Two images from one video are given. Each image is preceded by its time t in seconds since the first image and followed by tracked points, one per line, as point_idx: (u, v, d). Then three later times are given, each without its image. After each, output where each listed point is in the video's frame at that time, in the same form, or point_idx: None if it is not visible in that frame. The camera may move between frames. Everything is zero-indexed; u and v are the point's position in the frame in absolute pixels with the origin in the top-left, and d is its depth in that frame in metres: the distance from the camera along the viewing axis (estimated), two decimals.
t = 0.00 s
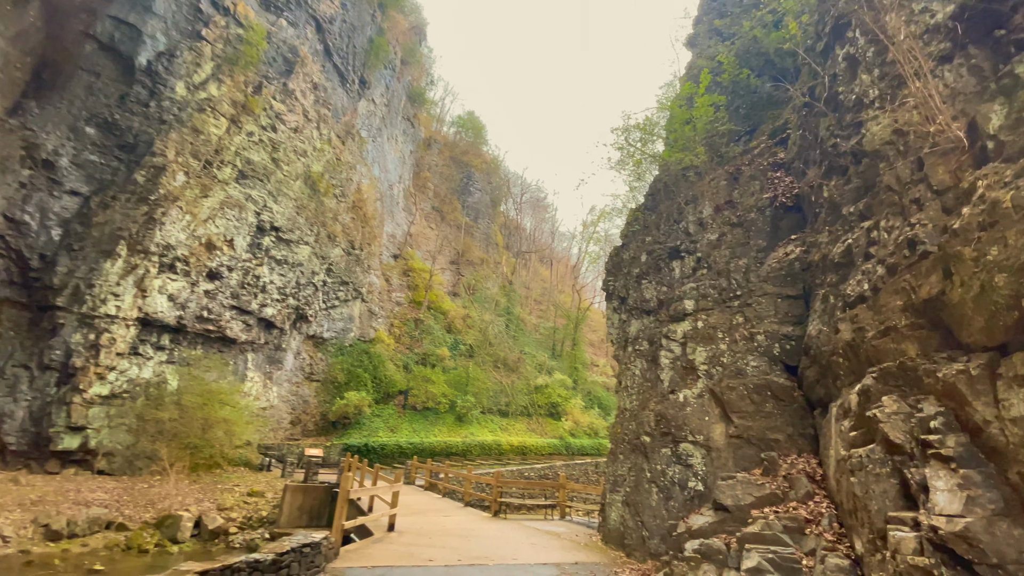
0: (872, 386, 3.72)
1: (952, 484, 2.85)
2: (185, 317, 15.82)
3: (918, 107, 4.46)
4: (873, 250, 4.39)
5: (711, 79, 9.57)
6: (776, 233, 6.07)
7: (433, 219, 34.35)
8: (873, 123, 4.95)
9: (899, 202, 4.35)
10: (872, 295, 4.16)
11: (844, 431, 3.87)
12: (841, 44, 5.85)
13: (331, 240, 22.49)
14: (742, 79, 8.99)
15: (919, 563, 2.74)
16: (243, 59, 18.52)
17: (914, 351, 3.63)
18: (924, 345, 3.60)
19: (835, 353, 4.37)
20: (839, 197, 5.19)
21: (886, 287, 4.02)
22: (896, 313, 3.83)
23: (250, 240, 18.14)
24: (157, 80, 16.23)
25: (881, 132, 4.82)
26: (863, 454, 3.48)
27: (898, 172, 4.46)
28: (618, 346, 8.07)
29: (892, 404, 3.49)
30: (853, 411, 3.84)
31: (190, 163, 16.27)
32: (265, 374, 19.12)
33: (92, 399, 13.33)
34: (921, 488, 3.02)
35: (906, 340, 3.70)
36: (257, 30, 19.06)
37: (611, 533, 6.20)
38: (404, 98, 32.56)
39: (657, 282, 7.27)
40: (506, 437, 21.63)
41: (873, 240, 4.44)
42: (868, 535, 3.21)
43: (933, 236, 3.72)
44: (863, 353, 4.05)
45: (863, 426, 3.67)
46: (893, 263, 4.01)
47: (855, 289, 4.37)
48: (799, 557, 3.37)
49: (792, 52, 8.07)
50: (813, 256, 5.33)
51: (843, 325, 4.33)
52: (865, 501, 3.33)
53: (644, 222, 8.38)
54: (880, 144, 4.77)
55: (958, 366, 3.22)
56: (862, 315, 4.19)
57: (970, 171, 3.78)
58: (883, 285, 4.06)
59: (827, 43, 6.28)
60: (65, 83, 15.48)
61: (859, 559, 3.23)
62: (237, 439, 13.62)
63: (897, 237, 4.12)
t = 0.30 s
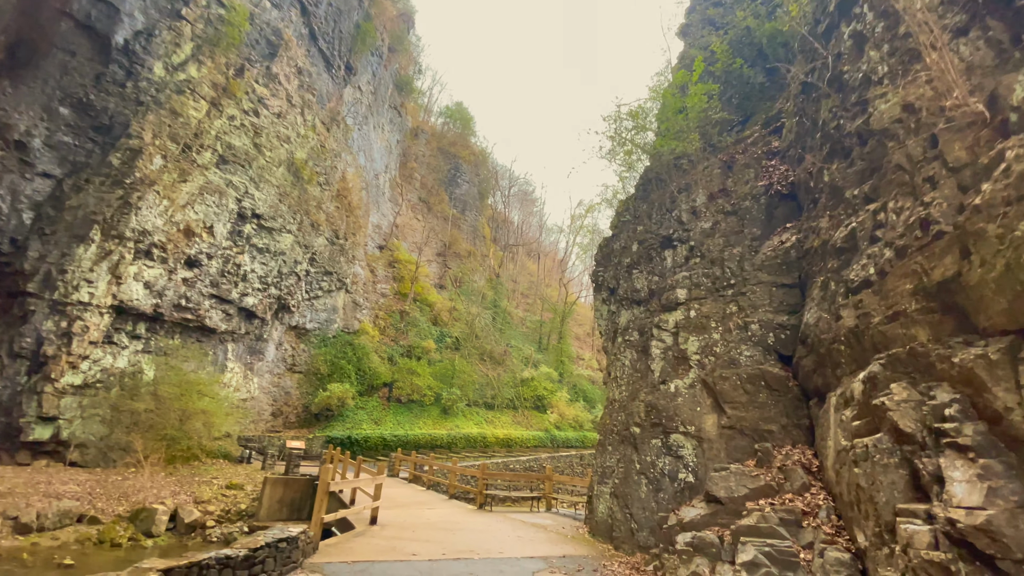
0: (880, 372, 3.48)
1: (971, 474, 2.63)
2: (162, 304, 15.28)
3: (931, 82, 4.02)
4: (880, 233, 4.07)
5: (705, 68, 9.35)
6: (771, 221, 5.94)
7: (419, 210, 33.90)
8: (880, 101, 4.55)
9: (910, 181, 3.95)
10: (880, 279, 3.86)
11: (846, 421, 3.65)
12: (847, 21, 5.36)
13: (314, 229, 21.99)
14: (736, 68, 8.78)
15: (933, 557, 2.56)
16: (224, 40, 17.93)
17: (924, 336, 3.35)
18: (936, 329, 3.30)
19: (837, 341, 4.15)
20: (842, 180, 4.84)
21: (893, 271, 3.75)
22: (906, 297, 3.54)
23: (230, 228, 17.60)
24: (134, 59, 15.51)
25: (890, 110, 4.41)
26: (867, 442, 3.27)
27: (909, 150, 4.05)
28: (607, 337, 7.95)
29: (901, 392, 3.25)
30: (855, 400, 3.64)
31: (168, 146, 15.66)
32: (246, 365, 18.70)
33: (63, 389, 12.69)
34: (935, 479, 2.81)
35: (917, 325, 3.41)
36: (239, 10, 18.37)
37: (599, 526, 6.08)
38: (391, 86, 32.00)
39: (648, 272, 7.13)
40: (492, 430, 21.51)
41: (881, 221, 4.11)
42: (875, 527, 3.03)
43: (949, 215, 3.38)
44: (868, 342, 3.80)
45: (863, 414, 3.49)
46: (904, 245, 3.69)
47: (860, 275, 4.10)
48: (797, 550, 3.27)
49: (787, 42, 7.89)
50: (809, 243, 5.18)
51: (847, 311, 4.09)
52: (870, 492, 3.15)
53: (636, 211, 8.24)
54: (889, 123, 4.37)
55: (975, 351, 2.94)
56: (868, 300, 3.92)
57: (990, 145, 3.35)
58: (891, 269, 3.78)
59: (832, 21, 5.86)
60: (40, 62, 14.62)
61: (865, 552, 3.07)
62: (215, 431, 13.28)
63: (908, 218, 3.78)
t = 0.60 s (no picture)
0: (895, 363, 3.28)
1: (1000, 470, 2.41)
2: (143, 296, 14.83)
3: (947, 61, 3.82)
4: (894, 218, 3.89)
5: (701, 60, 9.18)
6: (770, 210, 5.82)
7: (409, 203, 33.51)
8: (895, 81, 4.30)
9: (929, 163, 3.74)
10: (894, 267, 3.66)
11: (856, 415, 3.47)
12: None
13: (302, 221, 21.57)
14: (732, 60, 8.63)
15: (957, 558, 2.36)
16: (208, 25, 17.41)
17: (945, 324, 3.18)
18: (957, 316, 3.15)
19: (845, 332, 3.97)
20: (850, 165, 4.68)
21: (909, 258, 3.54)
22: (925, 284, 3.35)
23: (215, 218, 17.16)
24: (114, 43, 15.17)
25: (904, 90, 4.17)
26: (881, 437, 3.08)
27: (927, 131, 3.83)
28: (602, 330, 7.81)
29: (918, 383, 3.06)
30: (865, 392, 3.46)
31: (149, 133, 15.18)
32: (231, 359, 18.34)
33: (38, 382, 12.18)
34: (959, 476, 2.62)
35: (936, 313, 3.25)
36: None
37: (592, 523, 5.94)
38: (382, 77, 31.54)
39: (644, 264, 7.00)
40: (481, 425, 21.37)
41: (897, 206, 3.90)
42: (889, 526, 2.85)
43: (972, 197, 3.20)
44: (879, 333, 3.62)
45: (876, 407, 3.31)
46: (922, 230, 3.49)
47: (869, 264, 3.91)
48: (802, 549, 3.14)
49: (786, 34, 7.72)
50: (812, 234, 5.05)
51: (857, 301, 3.90)
52: (884, 489, 2.96)
53: (631, 203, 8.10)
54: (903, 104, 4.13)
55: (1003, 338, 2.77)
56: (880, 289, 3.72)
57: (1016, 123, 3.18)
58: (905, 256, 3.59)
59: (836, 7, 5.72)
60: (14, 43, 14.35)
61: (877, 552, 2.88)
62: (199, 426, 12.96)
63: (925, 202, 3.58)
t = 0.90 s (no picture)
0: (915, 350, 3.10)
1: None
2: (127, 289, 14.47)
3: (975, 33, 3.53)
4: (909, 198, 3.70)
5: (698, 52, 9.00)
6: (774, 198, 5.67)
7: (402, 199, 33.19)
8: (912, 55, 4.02)
9: (951, 137, 3.49)
10: (911, 251, 3.48)
11: (870, 405, 3.31)
12: None
13: (292, 214, 21.22)
14: (730, 51, 8.48)
15: (989, 556, 2.19)
16: (195, 12, 17.06)
17: (970, 307, 3.01)
18: (981, 298, 2.98)
19: (856, 320, 3.81)
20: (861, 145, 4.45)
21: (929, 239, 3.35)
22: (946, 266, 3.17)
23: (203, 210, 16.81)
24: (97, 28, 14.70)
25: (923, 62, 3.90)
26: (900, 428, 2.92)
27: (948, 103, 3.59)
28: (597, 324, 7.66)
29: (941, 369, 2.88)
30: (880, 381, 3.31)
31: (134, 122, 14.81)
32: (219, 354, 18.01)
33: (17, 377, 11.77)
34: (986, 469, 2.46)
35: (959, 295, 3.07)
36: None
37: (587, 520, 5.79)
38: (375, 71, 31.17)
39: (641, 255, 6.85)
40: (474, 422, 21.20)
41: (913, 184, 3.69)
42: (908, 522, 2.69)
43: (1000, 170, 2.99)
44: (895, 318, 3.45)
45: (891, 397, 3.15)
46: (942, 209, 3.30)
47: (883, 248, 3.74)
48: (810, 546, 3.00)
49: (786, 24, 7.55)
50: (816, 221, 4.91)
51: (870, 286, 3.73)
52: (902, 483, 2.80)
53: (628, 194, 7.94)
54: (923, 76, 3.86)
55: None
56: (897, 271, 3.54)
57: None
58: (924, 237, 3.40)
59: None
60: None
61: (895, 549, 2.73)
62: (185, 422, 12.67)
63: (945, 178, 3.38)
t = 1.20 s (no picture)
0: (948, 338, 2.87)
1: None
2: (118, 283, 14.20)
3: None
4: (938, 178, 3.47)
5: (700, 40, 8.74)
6: (782, 185, 5.50)
7: (399, 194, 32.89)
8: (938, 25, 3.85)
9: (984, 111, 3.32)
10: (938, 234, 3.27)
11: (893, 399, 3.11)
12: None
13: (286, 208, 20.93)
14: (734, 39, 8.18)
15: None
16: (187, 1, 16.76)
17: (1008, 292, 2.73)
18: None
19: (876, 309, 3.59)
20: (879, 125, 4.27)
21: (960, 219, 3.13)
22: (982, 249, 2.91)
23: (195, 203, 16.52)
24: (87, 16, 14.34)
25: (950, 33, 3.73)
26: (931, 423, 2.72)
27: (981, 74, 3.40)
28: (597, 317, 7.48)
29: (977, 360, 2.68)
30: (906, 373, 3.10)
31: (124, 112, 14.50)
32: (212, 349, 17.77)
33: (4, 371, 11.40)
34: None
35: (997, 279, 2.79)
36: None
37: (587, 518, 5.61)
38: (371, 64, 30.83)
39: (643, 247, 6.66)
40: (470, 418, 21.04)
41: (942, 162, 3.47)
42: (940, 525, 2.50)
43: None
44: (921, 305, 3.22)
45: (918, 391, 2.95)
46: (976, 187, 3.08)
47: (909, 231, 3.50)
48: (827, 549, 2.83)
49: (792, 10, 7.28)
50: (828, 208, 4.73)
51: (892, 273, 3.51)
52: (932, 483, 2.60)
53: (629, 184, 7.74)
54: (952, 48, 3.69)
55: None
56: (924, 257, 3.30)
57: None
58: (956, 217, 3.18)
59: None
60: None
61: (923, 553, 2.55)
62: (177, 418, 12.43)
63: (978, 155, 3.19)
